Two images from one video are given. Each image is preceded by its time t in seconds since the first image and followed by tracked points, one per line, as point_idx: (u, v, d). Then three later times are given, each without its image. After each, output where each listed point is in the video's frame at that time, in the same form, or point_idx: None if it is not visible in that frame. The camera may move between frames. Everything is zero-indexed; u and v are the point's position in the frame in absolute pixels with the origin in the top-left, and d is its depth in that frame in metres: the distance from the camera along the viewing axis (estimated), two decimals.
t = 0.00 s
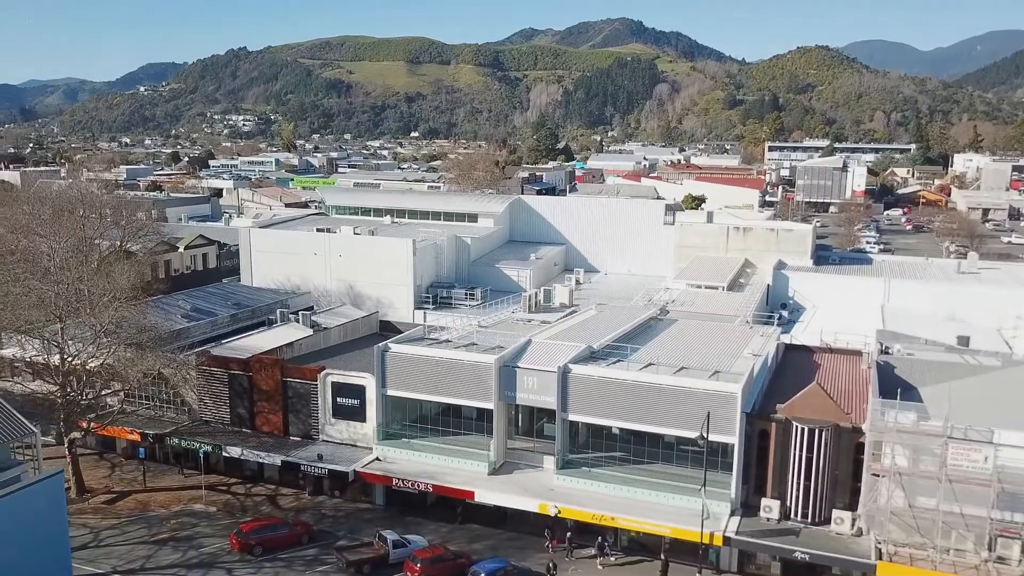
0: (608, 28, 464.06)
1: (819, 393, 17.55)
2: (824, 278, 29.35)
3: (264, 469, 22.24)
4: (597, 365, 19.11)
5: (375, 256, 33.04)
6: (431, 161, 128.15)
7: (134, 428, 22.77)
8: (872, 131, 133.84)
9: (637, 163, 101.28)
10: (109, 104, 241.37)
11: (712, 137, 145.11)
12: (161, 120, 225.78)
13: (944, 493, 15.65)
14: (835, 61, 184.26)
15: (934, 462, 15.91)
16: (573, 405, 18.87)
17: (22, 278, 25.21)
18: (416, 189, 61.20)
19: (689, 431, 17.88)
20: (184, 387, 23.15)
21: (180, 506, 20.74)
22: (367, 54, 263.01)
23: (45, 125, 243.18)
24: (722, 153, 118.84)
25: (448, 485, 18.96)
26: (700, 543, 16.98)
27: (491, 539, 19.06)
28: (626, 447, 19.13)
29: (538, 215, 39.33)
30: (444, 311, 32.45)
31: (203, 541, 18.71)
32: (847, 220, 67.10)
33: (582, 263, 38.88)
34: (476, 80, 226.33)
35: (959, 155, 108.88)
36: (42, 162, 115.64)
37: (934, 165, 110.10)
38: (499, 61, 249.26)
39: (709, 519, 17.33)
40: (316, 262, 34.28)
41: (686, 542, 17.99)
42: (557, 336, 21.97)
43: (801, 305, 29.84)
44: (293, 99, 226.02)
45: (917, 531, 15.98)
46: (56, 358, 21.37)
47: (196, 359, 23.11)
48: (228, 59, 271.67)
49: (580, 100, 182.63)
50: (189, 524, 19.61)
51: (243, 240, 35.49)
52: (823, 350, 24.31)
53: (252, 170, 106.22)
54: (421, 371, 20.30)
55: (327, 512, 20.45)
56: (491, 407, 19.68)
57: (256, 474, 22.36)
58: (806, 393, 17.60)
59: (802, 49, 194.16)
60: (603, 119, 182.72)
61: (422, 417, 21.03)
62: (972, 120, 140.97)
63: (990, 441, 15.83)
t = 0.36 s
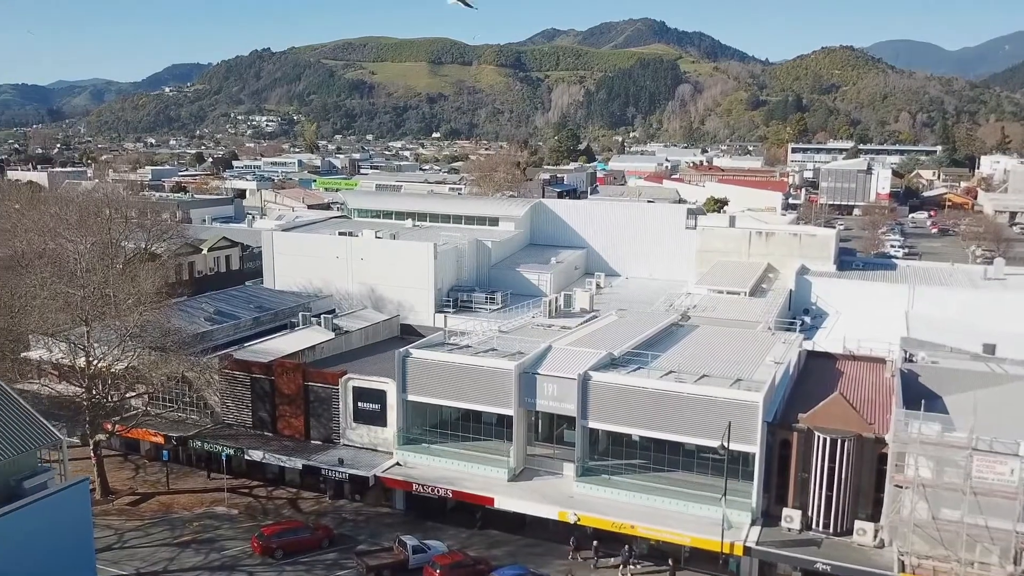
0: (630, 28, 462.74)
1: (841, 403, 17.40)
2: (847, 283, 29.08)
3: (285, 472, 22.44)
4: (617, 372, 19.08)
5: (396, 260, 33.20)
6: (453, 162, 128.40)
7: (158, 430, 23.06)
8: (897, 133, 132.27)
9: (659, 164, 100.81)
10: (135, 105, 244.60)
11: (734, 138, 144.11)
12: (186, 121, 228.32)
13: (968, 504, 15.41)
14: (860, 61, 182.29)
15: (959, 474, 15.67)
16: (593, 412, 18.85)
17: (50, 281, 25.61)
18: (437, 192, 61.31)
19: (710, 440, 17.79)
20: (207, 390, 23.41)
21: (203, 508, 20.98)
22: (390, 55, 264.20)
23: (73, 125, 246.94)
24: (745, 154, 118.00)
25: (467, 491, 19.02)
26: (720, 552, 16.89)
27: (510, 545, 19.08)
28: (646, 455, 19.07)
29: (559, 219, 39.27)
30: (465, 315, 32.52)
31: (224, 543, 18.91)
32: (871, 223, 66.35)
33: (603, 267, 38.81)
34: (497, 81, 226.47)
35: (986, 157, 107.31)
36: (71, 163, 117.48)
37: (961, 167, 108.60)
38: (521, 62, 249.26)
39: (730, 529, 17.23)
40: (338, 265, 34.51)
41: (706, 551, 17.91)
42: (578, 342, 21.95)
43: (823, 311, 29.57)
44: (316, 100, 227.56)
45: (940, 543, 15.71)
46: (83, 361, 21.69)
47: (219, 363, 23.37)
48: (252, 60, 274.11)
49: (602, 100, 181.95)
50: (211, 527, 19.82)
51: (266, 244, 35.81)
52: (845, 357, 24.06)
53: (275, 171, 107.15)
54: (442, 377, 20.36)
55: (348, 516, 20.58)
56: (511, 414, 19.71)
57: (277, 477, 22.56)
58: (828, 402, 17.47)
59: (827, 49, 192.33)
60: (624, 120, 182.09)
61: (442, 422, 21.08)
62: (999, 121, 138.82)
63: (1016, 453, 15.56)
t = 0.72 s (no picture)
0: (655, 28, 460.84)
1: (868, 412, 17.21)
2: (874, 289, 28.72)
3: (309, 474, 22.65)
4: (641, 379, 19.02)
5: (421, 263, 33.36)
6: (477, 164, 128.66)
7: (184, 431, 23.38)
8: (927, 134, 130.41)
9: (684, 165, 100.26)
10: (164, 105, 248.21)
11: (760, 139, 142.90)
12: (214, 121, 231.25)
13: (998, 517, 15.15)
14: (888, 62, 179.95)
15: (988, 486, 15.42)
16: (616, 419, 18.79)
17: (80, 284, 26.07)
18: (461, 195, 61.49)
19: (734, 449, 17.67)
20: (233, 392, 23.68)
21: (229, 510, 21.24)
22: (415, 56, 265.43)
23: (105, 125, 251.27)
24: (771, 156, 117.00)
25: (490, 496, 19.06)
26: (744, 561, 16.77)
27: (532, 551, 19.09)
28: (670, 462, 18.96)
29: (583, 222, 39.21)
30: (489, 319, 32.58)
31: (249, 545, 19.11)
32: (899, 226, 65.47)
33: (627, 271, 38.69)
34: (522, 81, 226.59)
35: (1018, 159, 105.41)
36: (102, 163, 119.41)
37: (992, 169, 106.80)
38: (546, 62, 249.14)
39: (754, 538, 17.10)
40: (363, 268, 34.73)
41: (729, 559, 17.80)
42: (601, 347, 21.91)
43: (850, 316, 29.25)
44: (341, 100, 229.25)
45: (969, 556, 15.46)
46: (112, 362, 22.04)
47: (245, 366, 23.64)
48: (279, 61, 276.87)
49: (627, 101, 181.32)
50: (236, 528, 20.05)
51: (292, 246, 36.15)
52: (872, 364, 23.75)
53: (301, 172, 108.18)
54: (466, 382, 20.41)
55: (371, 519, 20.72)
56: (534, 420, 19.72)
57: (301, 479, 22.78)
58: (854, 411, 17.29)
59: (855, 50, 190.14)
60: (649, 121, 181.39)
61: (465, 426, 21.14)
62: None
63: None
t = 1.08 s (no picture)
0: (689, 28, 458.13)
1: (905, 423, 16.91)
2: (912, 295, 28.16)
3: (341, 475, 22.87)
4: (673, 386, 18.88)
5: (453, 266, 33.48)
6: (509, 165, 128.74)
7: (219, 431, 23.74)
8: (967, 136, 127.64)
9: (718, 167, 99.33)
10: (202, 106, 252.58)
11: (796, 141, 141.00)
12: (250, 122, 234.56)
13: None
14: (928, 62, 176.47)
15: None
16: (647, 426, 18.68)
17: (119, 285, 26.61)
18: (493, 197, 61.59)
19: (767, 458, 17.44)
20: (267, 393, 24.02)
21: (262, 509, 21.51)
22: (448, 57, 266.55)
23: (144, 126, 256.21)
24: (806, 158, 115.37)
25: (520, 501, 19.06)
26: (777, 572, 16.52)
27: (562, 556, 19.03)
28: (701, 469, 18.78)
29: (615, 226, 39.00)
30: (520, 322, 32.54)
31: (281, 546, 19.33)
32: (938, 230, 64.14)
33: (659, 274, 38.46)
34: (555, 82, 226.22)
35: None
36: (141, 163, 121.69)
37: None
38: (579, 63, 248.47)
39: (787, 548, 16.85)
40: (395, 270, 34.95)
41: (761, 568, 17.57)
42: (632, 353, 21.78)
43: (887, 323, 28.78)
44: (375, 101, 231.07)
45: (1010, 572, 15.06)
46: (149, 362, 22.46)
47: (279, 367, 23.96)
48: (313, 62, 279.91)
49: (660, 101, 180.18)
50: (269, 529, 20.29)
51: (326, 248, 36.52)
52: (909, 372, 23.27)
53: (335, 173, 109.30)
54: (497, 386, 20.44)
55: (402, 521, 20.84)
56: (565, 426, 19.68)
57: (333, 480, 23.01)
58: (891, 421, 16.99)
59: (893, 49, 186.74)
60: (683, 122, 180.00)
61: (496, 430, 21.17)
62: None
63: None
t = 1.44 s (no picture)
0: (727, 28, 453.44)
1: (947, 433, 16.50)
2: (954, 302, 27.45)
3: (375, 477, 23.03)
4: (708, 393, 18.65)
5: (487, 269, 33.46)
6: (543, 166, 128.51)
7: (256, 431, 24.07)
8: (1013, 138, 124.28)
9: (755, 169, 98.03)
10: (242, 107, 257.00)
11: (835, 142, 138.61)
12: (288, 123, 237.67)
13: None
14: (972, 62, 172.30)
15: None
16: (682, 433, 18.49)
17: (160, 286, 27.15)
18: (528, 199, 61.53)
19: (805, 467, 17.13)
20: (302, 394, 24.30)
21: (296, 509, 21.74)
22: (484, 58, 267.19)
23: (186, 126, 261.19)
24: (846, 159, 113.32)
25: (552, 506, 18.98)
26: None
27: (595, 562, 18.91)
28: (737, 476, 18.44)
29: (651, 229, 38.70)
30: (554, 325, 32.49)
31: (315, 546, 19.50)
32: (982, 234, 62.50)
33: (695, 278, 38.05)
34: (591, 83, 225.30)
35: None
36: (183, 164, 124.00)
37: None
38: (615, 64, 247.23)
39: (823, 559, 16.53)
40: (430, 272, 35.09)
41: None
42: (667, 358, 21.56)
43: (928, 330, 28.08)
44: (411, 102, 232.54)
45: None
46: (188, 361, 22.87)
47: (315, 368, 24.22)
48: (351, 64, 282.66)
49: (696, 102, 178.58)
50: (303, 529, 20.49)
51: (362, 250, 36.79)
52: (951, 381, 22.67)
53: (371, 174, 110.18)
54: (530, 390, 20.37)
55: (435, 524, 20.90)
56: (599, 431, 19.55)
57: (367, 482, 23.19)
58: (932, 432, 16.60)
59: (937, 49, 182.70)
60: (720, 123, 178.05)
61: (529, 434, 21.11)
62: None
63: None
